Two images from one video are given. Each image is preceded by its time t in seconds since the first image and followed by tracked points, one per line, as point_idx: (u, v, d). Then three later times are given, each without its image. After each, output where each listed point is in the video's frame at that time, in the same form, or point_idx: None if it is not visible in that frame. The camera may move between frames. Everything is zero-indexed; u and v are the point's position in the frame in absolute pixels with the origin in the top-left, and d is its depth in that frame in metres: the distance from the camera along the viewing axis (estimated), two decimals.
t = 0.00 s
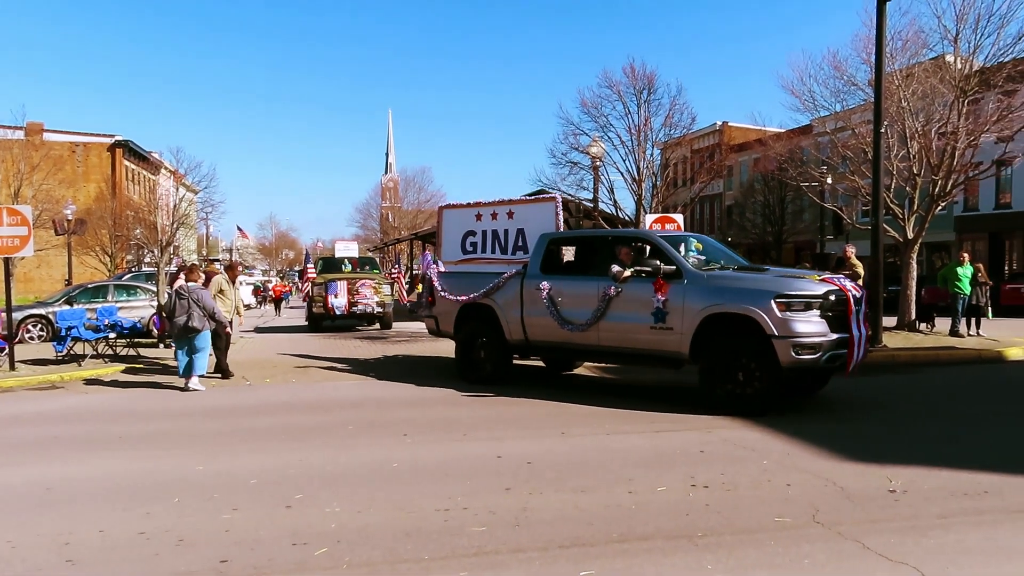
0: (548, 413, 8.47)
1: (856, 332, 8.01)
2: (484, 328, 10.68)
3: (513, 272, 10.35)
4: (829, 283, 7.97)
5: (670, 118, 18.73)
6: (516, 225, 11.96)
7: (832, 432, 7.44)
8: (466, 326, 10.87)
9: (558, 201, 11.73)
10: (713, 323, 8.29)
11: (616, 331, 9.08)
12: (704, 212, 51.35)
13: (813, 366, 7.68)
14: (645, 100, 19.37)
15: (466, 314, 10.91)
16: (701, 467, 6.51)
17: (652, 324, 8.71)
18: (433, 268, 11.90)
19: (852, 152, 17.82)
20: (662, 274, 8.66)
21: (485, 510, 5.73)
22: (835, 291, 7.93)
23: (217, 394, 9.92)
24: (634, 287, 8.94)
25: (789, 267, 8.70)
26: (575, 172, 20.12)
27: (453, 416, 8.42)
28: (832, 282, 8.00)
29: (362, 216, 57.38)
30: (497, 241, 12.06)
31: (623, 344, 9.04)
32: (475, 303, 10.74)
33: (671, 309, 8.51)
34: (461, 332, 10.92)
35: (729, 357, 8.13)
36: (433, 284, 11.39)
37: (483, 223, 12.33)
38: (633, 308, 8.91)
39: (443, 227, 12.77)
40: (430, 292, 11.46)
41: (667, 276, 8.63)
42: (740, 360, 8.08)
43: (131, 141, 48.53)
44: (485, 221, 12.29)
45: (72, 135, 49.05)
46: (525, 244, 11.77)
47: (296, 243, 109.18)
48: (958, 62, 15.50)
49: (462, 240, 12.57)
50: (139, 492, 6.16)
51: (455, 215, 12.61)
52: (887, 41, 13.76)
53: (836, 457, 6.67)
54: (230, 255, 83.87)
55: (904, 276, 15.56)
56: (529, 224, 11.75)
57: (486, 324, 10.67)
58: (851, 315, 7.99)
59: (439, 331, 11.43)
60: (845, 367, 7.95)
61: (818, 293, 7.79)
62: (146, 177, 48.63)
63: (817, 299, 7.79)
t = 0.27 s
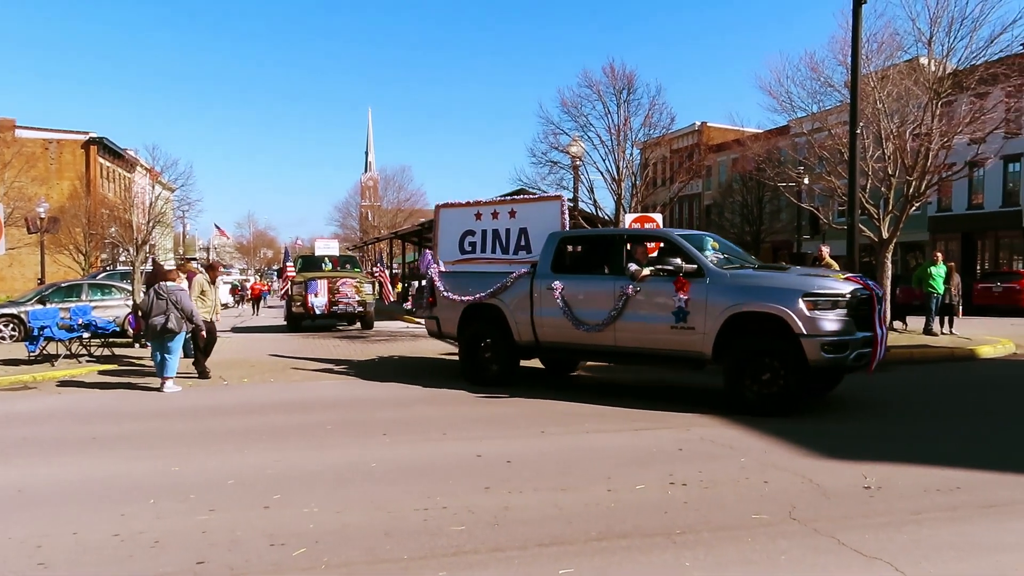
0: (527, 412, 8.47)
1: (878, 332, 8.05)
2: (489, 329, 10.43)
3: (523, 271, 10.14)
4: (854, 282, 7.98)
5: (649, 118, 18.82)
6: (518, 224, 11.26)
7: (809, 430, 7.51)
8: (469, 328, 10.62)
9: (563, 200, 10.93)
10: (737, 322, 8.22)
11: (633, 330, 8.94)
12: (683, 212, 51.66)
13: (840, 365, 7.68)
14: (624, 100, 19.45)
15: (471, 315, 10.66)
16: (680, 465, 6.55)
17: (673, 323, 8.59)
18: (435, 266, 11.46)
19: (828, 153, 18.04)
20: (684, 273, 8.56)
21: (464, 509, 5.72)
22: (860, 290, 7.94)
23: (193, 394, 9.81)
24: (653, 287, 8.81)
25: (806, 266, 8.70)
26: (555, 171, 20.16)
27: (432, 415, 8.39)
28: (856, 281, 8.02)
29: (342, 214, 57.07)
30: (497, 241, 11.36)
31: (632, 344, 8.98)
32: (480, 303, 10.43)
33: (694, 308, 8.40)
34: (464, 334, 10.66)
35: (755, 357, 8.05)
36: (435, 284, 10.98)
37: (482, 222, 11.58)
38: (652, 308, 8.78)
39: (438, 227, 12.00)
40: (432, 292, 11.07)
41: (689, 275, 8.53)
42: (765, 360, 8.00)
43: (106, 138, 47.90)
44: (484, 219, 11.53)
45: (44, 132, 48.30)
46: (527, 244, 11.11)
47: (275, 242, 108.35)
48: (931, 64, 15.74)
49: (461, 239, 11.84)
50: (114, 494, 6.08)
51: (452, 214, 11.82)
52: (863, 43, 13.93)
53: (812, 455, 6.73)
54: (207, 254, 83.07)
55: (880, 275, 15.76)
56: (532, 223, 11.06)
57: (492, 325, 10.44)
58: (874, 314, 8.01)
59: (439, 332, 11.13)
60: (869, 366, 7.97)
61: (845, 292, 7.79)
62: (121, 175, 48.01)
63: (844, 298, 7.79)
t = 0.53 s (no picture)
0: (507, 410, 8.47)
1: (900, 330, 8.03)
2: (496, 328, 10.19)
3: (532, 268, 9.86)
4: (877, 280, 7.94)
5: (627, 116, 18.89)
6: (520, 221, 10.71)
7: (785, 426, 7.59)
8: (474, 327, 10.38)
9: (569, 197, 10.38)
10: (758, 320, 8.11)
11: (651, 330, 8.78)
12: (661, 211, 51.95)
13: (865, 363, 7.63)
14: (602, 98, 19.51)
15: (476, 313, 10.41)
16: (658, 462, 6.58)
17: (692, 322, 8.44)
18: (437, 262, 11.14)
19: (804, 152, 18.24)
20: (703, 271, 8.41)
21: (442, 507, 5.70)
22: (883, 288, 7.91)
23: (168, 393, 9.69)
24: (672, 285, 8.62)
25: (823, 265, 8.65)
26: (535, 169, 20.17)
27: (411, 414, 8.35)
28: (879, 279, 7.99)
29: (319, 212, 56.71)
30: (498, 238, 10.79)
31: (649, 344, 8.84)
32: (488, 302, 10.17)
33: (715, 306, 8.26)
34: (468, 333, 10.42)
35: (779, 356, 7.95)
36: (438, 284, 10.74)
37: (482, 219, 11.01)
38: (670, 306, 8.62)
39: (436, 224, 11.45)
40: (434, 291, 10.82)
41: (709, 273, 8.37)
42: (791, 359, 7.88)
43: (78, 133, 47.18)
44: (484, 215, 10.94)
45: (14, 126, 47.41)
46: (530, 242, 10.56)
47: (251, 239, 107.39)
48: (905, 66, 15.98)
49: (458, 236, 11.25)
50: (87, 494, 5.99)
51: (451, 211, 11.28)
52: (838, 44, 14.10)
53: (788, 451, 6.80)
54: (183, 251, 82.14)
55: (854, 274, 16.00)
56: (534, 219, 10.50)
57: (498, 325, 10.19)
58: (896, 312, 7.99)
59: (440, 332, 10.86)
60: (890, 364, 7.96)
61: (871, 290, 7.74)
62: (94, 171, 47.32)
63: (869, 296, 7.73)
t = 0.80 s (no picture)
0: (494, 410, 8.48)
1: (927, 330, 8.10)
2: (513, 330, 10.02)
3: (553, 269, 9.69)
4: (906, 281, 7.99)
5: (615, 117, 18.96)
6: (530, 220, 10.72)
7: (770, 425, 7.66)
8: (488, 329, 10.21)
9: (583, 195, 10.44)
10: (789, 321, 8.10)
11: (678, 331, 8.70)
12: (648, 211, 52.14)
13: (898, 364, 7.68)
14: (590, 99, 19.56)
15: (490, 315, 10.23)
16: (646, 461, 6.61)
17: (722, 323, 8.39)
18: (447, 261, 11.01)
19: (790, 153, 18.37)
20: (734, 271, 8.37)
21: (430, 508, 5.69)
22: (913, 289, 7.97)
23: (152, 394, 9.59)
24: (700, 285, 8.55)
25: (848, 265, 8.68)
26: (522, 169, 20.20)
27: (399, 414, 8.34)
28: (908, 279, 8.05)
29: (305, 211, 56.40)
30: (508, 237, 10.80)
31: (675, 345, 8.77)
32: (505, 302, 9.96)
33: (746, 308, 8.22)
34: (483, 335, 10.23)
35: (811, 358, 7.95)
36: (450, 283, 10.54)
37: (490, 218, 10.99)
38: (697, 307, 8.55)
39: (440, 222, 11.34)
40: (445, 291, 10.61)
41: (740, 273, 8.34)
42: (823, 360, 7.88)
43: (60, 131, 46.65)
44: (494, 214, 10.92)
45: None
46: (541, 241, 10.60)
47: (235, 238, 106.61)
48: (889, 68, 16.16)
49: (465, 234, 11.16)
50: (70, 496, 5.91)
51: (457, 209, 11.19)
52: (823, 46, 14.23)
53: (774, 450, 6.85)
54: (165, 250, 81.41)
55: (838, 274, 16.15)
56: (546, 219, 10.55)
57: (516, 326, 10.01)
58: (924, 312, 8.06)
59: (452, 334, 10.65)
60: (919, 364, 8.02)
61: (903, 290, 7.79)
62: (76, 169, 46.79)
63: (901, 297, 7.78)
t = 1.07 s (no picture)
0: (491, 407, 8.49)
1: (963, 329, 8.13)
2: (540, 328, 9.79)
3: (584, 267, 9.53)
4: (945, 279, 8.01)
5: (610, 114, 18.97)
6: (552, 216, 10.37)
7: (765, 422, 7.69)
8: (514, 328, 9.98)
9: (608, 190, 10.08)
10: (828, 319, 8.09)
11: (715, 330, 8.61)
12: (643, 209, 52.20)
13: (938, 362, 7.70)
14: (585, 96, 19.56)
15: (516, 314, 9.99)
16: (642, 458, 6.63)
17: (761, 322, 8.35)
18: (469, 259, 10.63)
19: (785, 151, 18.42)
20: (773, 269, 8.32)
21: (428, 506, 5.70)
22: (952, 287, 7.99)
23: (147, 392, 9.56)
24: (738, 284, 8.48)
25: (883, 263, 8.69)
26: (518, 166, 20.21)
27: (396, 412, 8.34)
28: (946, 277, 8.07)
29: (301, 209, 56.34)
30: (528, 234, 10.48)
31: (710, 344, 8.69)
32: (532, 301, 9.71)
33: (785, 306, 8.19)
34: (509, 335, 10.00)
35: (850, 356, 7.91)
36: (473, 282, 10.18)
37: (509, 215, 10.65)
38: (734, 305, 8.49)
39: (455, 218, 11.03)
40: (468, 290, 10.26)
41: (779, 271, 8.29)
42: (863, 359, 7.86)
43: (53, 128, 46.47)
44: (512, 210, 10.63)
45: None
46: (563, 238, 10.22)
47: (229, 235, 106.41)
48: (883, 66, 16.21)
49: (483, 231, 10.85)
50: (65, 495, 5.90)
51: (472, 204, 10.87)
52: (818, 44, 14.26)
53: (770, 447, 6.88)
54: (160, 247, 81.22)
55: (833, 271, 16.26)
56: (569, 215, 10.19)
57: (543, 325, 9.79)
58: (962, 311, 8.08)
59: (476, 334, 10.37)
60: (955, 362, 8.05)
61: (944, 288, 7.81)
62: (69, 167, 46.62)
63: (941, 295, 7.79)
